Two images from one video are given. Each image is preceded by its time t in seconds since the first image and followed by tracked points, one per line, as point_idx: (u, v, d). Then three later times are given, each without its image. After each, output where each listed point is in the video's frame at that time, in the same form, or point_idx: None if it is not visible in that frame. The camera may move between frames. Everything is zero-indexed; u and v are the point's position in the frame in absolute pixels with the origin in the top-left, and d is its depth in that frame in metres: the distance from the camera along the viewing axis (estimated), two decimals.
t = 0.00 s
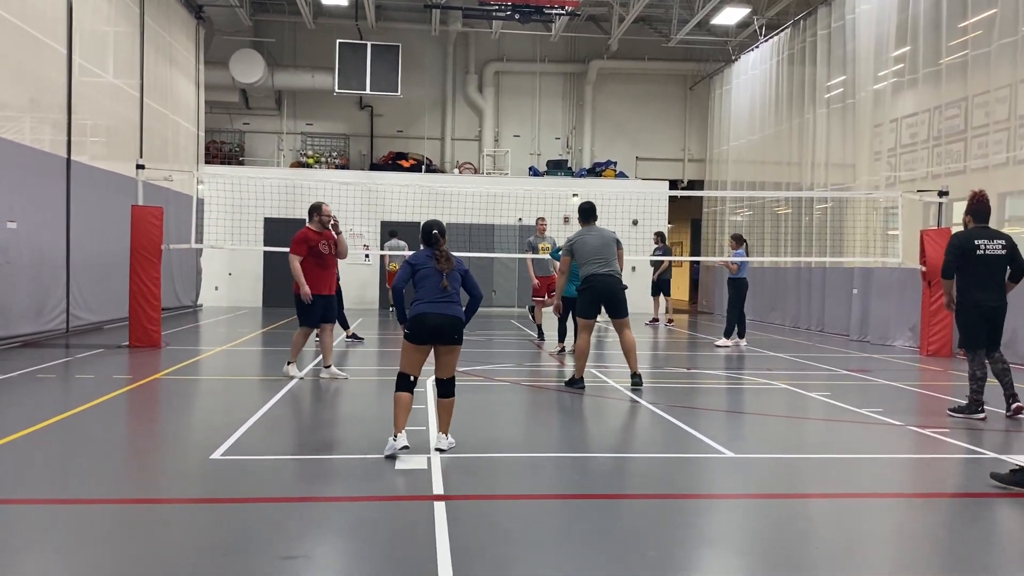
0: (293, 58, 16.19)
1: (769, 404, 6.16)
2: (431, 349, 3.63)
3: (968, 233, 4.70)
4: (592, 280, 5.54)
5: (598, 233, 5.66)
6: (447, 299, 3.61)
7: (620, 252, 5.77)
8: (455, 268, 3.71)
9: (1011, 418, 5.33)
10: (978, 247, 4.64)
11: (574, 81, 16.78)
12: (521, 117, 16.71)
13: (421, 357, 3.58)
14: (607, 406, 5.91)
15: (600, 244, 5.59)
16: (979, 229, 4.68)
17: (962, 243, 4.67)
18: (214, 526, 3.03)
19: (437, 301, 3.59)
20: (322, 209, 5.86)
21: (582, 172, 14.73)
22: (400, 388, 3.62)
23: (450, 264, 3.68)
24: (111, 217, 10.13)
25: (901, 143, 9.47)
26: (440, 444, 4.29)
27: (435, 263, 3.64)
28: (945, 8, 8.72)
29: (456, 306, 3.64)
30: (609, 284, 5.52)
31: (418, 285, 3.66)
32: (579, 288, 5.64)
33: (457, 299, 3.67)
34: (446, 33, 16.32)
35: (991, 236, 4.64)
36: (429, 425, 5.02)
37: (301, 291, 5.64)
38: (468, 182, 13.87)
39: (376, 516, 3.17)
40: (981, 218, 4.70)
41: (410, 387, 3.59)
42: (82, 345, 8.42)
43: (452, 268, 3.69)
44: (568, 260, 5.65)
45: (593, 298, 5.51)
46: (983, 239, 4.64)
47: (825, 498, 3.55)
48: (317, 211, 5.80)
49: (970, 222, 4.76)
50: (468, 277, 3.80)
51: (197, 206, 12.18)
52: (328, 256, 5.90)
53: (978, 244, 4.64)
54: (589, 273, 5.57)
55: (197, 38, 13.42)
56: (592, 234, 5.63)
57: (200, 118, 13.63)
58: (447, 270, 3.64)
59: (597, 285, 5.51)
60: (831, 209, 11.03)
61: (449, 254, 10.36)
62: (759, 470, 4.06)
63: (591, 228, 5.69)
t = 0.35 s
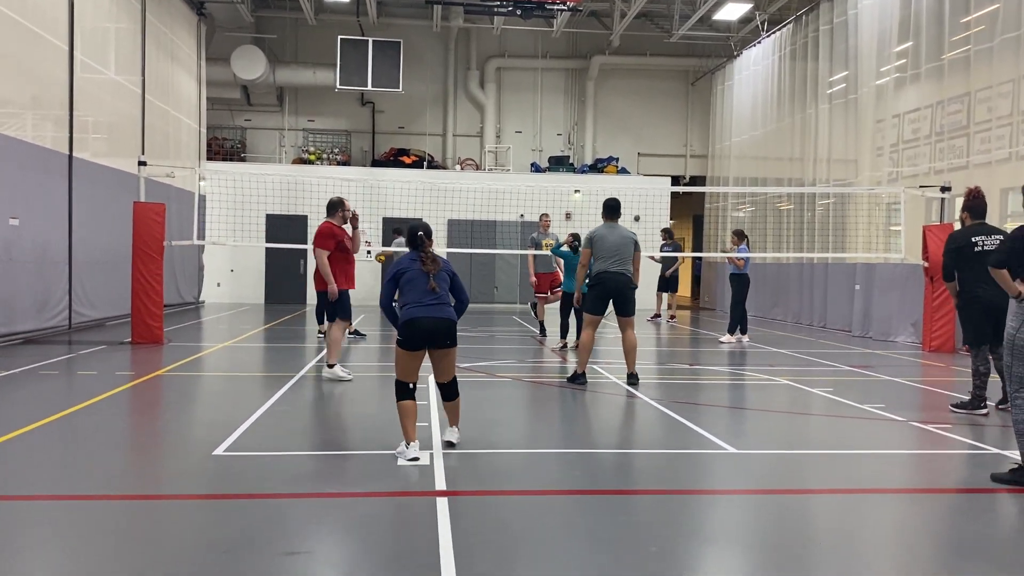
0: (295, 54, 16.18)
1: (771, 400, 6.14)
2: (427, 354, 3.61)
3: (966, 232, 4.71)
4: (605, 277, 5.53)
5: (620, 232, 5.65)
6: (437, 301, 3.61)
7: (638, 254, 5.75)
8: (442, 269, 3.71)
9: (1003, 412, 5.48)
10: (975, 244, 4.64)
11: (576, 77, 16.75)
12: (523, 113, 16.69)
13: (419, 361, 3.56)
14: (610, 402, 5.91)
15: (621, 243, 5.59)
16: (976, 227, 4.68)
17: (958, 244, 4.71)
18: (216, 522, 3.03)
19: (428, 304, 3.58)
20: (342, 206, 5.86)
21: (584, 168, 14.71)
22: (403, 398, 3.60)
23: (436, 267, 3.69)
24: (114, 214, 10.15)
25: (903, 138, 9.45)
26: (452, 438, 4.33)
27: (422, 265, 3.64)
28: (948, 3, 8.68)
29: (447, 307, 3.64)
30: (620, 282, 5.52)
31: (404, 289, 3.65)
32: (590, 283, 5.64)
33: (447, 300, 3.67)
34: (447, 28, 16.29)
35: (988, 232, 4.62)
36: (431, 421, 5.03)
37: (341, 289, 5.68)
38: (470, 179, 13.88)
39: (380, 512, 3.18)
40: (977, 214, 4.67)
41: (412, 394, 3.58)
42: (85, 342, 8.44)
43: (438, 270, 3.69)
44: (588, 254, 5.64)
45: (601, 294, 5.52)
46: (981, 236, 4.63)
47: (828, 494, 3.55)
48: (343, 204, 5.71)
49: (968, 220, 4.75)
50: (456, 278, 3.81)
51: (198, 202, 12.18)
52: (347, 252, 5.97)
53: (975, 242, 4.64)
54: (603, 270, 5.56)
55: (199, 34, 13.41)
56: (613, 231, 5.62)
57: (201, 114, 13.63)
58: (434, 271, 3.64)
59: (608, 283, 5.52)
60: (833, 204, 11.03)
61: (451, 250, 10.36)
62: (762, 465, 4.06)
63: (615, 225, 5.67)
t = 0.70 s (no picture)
0: (295, 50, 16.16)
1: (773, 396, 6.14)
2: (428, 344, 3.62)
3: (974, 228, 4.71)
4: (611, 272, 5.53)
5: (627, 229, 5.68)
6: (426, 292, 3.60)
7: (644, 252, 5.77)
8: (429, 262, 3.70)
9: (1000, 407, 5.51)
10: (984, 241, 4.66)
11: (577, 73, 16.72)
12: (524, 109, 16.67)
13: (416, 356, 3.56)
14: (612, 398, 5.91)
15: (627, 239, 5.60)
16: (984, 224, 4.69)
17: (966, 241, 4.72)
18: (219, 518, 3.04)
19: (414, 296, 3.58)
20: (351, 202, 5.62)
21: (585, 164, 14.68)
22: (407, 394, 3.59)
23: (421, 260, 3.69)
24: (115, 211, 10.16)
25: (905, 134, 9.43)
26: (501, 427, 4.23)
27: (407, 260, 3.65)
28: None
29: (437, 295, 3.62)
30: (626, 276, 5.52)
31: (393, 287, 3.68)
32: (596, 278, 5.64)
33: (436, 291, 3.65)
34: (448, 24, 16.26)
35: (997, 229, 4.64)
36: (434, 417, 5.03)
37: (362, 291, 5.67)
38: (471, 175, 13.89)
39: (382, 507, 3.19)
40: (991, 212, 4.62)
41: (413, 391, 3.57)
42: (87, 338, 8.45)
43: (425, 263, 3.68)
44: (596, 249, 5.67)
45: (608, 288, 5.51)
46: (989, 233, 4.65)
47: (829, 490, 3.55)
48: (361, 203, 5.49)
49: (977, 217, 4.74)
50: (448, 269, 3.78)
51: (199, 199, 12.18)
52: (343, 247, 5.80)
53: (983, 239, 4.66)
54: (609, 265, 5.56)
55: (200, 30, 13.40)
56: (620, 227, 5.64)
57: (202, 110, 13.62)
58: (417, 265, 3.64)
59: (614, 278, 5.51)
60: (835, 200, 11.02)
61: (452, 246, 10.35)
62: (764, 460, 4.06)
63: (623, 222, 5.69)
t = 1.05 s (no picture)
0: (296, 48, 16.15)
1: (773, 393, 6.14)
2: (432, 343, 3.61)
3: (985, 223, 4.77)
4: (605, 270, 5.53)
5: (617, 227, 5.70)
6: (430, 288, 3.60)
7: (636, 248, 5.79)
8: (437, 260, 3.72)
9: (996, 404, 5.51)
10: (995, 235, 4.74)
11: (578, 70, 16.72)
12: (525, 106, 16.66)
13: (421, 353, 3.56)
14: (612, 395, 5.92)
15: (618, 236, 5.63)
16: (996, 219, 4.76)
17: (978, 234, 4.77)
18: (219, 515, 3.05)
19: (418, 292, 3.58)
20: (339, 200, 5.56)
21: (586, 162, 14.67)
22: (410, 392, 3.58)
23: (430, 258, 3.71)
24: (116, 209, 10.16)
25: (906, 132, 9.42)
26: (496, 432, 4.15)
27: (416, 257, 3.67)
28: None
29: (441, 292, 3.61)
30: (622, 273, 5.52)
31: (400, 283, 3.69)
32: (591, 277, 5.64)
33: (442, 288, 3.65)
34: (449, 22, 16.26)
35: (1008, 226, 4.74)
36: (434, 415, 5.04)
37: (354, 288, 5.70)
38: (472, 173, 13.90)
39: (382, 505, 3.19)
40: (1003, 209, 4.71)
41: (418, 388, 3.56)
42: (88, 336, 8.45)
43: (433, 261, 3.70)
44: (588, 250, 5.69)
45: (604, 286, 5.51)
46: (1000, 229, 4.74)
47: (830, 487, 3.55)
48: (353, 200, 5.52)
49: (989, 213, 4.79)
50: (456, 269, 3.78)
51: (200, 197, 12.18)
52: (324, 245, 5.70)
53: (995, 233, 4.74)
54: (603, 263, 5.57)
55: (201, 27, 13.40)
56: (610, 226, 5.66)
57: (203, 108, 13.62)
58: (424, 262, 3.65)
59: (609, 274, 5.52)
60: (835, 197, 11.02)
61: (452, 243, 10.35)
62: (764, 458, 4.06)
63: (614, 222, 5.71)
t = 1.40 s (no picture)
0: (296, 46, 16.16)
1: (773, 392, 6.14)
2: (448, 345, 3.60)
3: (981, 221, 4.81)
4: (604, 268, 5.53)
5: (613, 228, 5.74)
6: (457, 293, 3.60)
7: (633, 248, 5.79)
8: (470, 266, 3.70)
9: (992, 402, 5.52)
10: (992, 232, 4.76)
11: (578, 68, 16.72)
12: (525, 105, 16.66)
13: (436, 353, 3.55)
14: (612, 393, 5.92)
15: (614, 235, 5.65)
16: (992, 218, 4.80)
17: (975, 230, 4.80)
18: (218, 515, 3.04)
19: (444, 296, 3.58)
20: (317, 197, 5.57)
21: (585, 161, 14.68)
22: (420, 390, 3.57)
23: (462, 262, 3.68)
24: (116, 208, 10.16)
25: (906, 130, 9.42)
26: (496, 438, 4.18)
27: (449, 259, 3.65)
28: None
29: (467, 300, 3.61)
30: (620, 271, 5.52)
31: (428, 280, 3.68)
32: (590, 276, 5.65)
33: (468, 295, 3.64)
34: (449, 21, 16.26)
35: (1002, 224, 4.78)
36: (434, 413, 5.04)
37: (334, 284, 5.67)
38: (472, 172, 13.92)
39: (382, 505, 3.19)
40: (997, 207, 4.76)
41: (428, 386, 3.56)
42: (89, 335, 8.46)
43: (466, 267, 3.68)
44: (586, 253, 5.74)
45: (603, 283, 5.51)
46: (996, 227, 4.78)
47: (831, 486, 3.55)
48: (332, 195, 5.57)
49: (984, 211, 4.83)
50: (486, 277, 3.76)
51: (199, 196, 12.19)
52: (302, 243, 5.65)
53: (992, 230, 4.77)
54: (600, 261, 5.58)
55: (200, 26, 13.39)
56: (606, 227, 5.68)
57: (203, 107, 13.61)
58: (457, 266, 3.63)
59: (607, 271, 5.52)
60: (835, 196, 11.03)
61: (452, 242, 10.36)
62: (764, 457, 4.06)
63: (610, 223, 5.74)
